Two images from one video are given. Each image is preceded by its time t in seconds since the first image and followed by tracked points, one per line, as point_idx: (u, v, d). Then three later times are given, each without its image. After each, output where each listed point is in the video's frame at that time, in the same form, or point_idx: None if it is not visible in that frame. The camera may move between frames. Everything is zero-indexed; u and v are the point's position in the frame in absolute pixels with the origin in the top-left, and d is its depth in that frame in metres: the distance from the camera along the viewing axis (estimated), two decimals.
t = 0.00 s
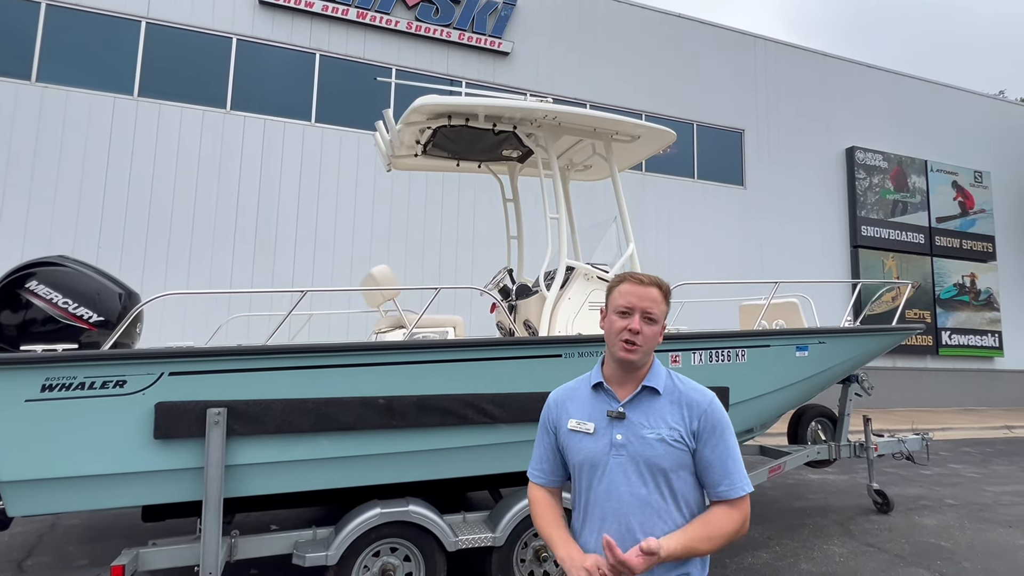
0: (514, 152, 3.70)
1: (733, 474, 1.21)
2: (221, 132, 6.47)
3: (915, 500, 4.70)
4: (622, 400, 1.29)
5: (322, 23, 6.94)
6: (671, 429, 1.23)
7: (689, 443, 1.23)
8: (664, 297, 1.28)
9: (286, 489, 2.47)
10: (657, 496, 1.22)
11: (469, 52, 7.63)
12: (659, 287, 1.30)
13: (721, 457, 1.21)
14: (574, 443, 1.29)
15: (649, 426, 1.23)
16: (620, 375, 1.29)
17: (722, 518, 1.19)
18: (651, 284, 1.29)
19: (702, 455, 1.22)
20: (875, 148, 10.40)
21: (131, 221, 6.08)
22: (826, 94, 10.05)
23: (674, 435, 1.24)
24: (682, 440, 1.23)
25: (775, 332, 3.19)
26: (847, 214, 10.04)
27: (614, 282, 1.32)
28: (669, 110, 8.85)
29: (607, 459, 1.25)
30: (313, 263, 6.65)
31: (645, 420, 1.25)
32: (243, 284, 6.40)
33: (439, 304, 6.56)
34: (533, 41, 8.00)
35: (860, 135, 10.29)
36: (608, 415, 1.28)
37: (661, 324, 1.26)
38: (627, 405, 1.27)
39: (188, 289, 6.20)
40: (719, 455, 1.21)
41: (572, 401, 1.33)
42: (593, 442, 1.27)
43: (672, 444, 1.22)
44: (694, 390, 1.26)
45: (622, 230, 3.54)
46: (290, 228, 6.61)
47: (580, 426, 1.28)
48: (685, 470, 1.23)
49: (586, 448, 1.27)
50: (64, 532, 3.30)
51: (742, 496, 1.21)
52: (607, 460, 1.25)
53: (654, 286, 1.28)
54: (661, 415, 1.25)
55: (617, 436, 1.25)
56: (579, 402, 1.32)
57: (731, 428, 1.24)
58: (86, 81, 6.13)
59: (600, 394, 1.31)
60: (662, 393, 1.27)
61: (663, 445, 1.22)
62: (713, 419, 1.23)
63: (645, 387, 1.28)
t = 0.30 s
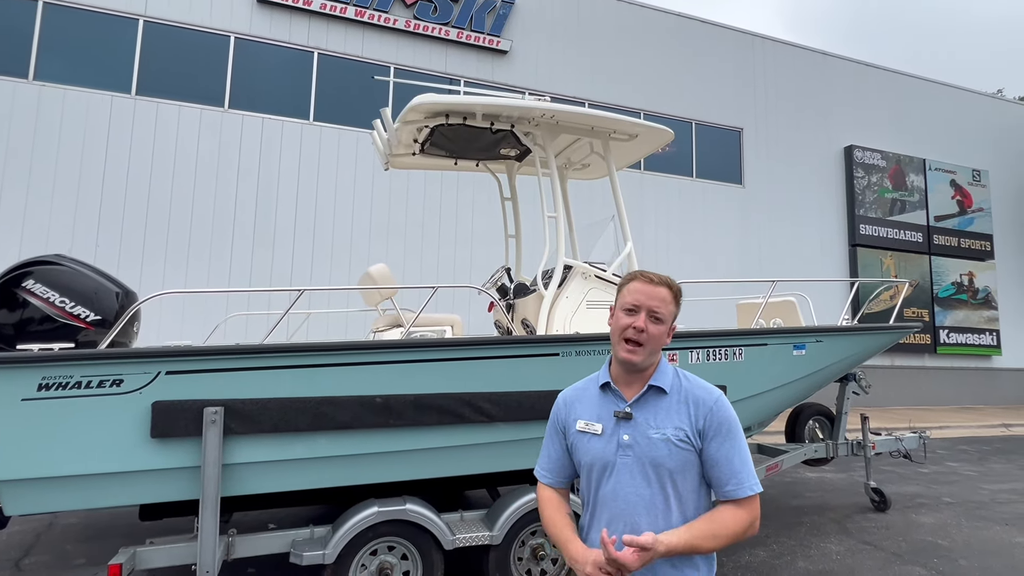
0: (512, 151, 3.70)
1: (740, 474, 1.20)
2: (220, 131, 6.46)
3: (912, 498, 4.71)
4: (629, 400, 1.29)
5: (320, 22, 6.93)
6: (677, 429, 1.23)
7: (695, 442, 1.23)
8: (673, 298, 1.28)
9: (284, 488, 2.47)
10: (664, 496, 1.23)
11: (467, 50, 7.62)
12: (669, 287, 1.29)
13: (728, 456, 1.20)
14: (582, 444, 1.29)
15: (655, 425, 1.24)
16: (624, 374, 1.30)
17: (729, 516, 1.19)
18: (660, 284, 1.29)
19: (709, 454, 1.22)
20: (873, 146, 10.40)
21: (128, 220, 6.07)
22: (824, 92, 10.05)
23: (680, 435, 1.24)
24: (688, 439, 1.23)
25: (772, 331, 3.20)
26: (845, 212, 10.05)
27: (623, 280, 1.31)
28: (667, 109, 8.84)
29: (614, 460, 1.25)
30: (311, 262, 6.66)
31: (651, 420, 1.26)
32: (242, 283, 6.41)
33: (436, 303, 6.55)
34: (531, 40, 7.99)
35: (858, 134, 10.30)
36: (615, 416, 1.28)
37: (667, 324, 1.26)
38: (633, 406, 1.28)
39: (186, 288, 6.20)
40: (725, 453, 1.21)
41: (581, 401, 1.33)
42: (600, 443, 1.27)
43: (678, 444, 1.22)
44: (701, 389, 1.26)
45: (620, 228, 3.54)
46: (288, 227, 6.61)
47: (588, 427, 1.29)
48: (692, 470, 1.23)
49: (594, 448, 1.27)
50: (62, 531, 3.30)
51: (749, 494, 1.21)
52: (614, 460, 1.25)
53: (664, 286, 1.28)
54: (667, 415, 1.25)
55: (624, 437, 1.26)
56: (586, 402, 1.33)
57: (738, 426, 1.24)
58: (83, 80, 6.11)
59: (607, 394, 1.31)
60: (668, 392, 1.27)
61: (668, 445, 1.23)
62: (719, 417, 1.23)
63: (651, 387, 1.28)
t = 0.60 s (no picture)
0: (511, 149, 3.70)
1: (747, 478, 1.19)
2: (219, 130, 6.45)
3: (910, 496, 4.72)
4: (636, 400, 1.30)
5: (319, 20, 6.92)
6: (684, 430, 1.23)
7: (702, 444, 1.22)
8: (678, 296, 1.27)
9: (283, 486, 2.47)
10: (669, 497, 1.23)
11: (466, 49, 7.61)
12: (674, 285, 1.28)
13: (734, 460, 1.19)
14: (588, 442, 1.30)
15: (662, 427, 1.24)
16: (632, 374, 1.30)
17: (737, 521, 1.19)
18: (666, 282, 1.28)
19: (716, 456, 1.21)
20: (872, 145, 10.40)
21: (128, 219, 6.06)
22: (822, 90, 10.04)
23: (688, 438, 1.23)
24: (695, 442, 1.22)
25: (772, 329, 3.20)
26: (845, 211, 10.05)
27: (628, 281, 1.31)
28: (666, 107, 8.84)
29: (619, 459, 1.26)
30: (311, 260, 6.66)
31: (659, 420, 1.26)
32: (241, 282, 6.41)
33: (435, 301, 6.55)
34: (531, 38, 7.98)
35: (857, 133, 10.30)
36: (622, 415, 1.29)
37: (675, 323, 1.26)
38: (641, 406, 1.28)
39: (185, 286, 6.20)
40: (731, 457, 1.20)
41: (588, 400, 1.34)
42: (607, 442, 1.28)
43: (685, 446, 1.22)
44: (711, 391, 1.26)
45: (619, 227, 3.54)
46: (287, 226, 6.61)
47: (594, 426, 1.30)
48: (698, 472, 1.23)
49: (600, 447, 1.29)
50: (60, 530, 3.30)
51: (756, 498, 1.20)
52: (620, 460, 1.26)
53: (670, 285, 1.27)
54: (675, 416, 1.25)
55: (630, 437, 1.26)
56: (593, 401, 1.34)
57: (747, 430, 1.23)
58: (82, 78, 6.11)
59: (615, 393, 1.32)
60: (676, 393, 1.27)
61: (674, 447, 1.23)
62: (728, 420, 1.22)
63: (659, 387, 1.28)
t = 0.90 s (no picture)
0: (510, 148, 3.70)
1: (751, 479, 1.18)
2: (218, 128, 6.44)
3: (908, 494, 4.73)
4: (641, 398, 1.30)
5: (319, 18, 6.91)
6: (688, 429, 1.23)
7: (706, 444, 1.22)
8: (684, 300, 1.23)
9: (283, 485, 2.47)
10: (672, 495, 1.23)
11: (466, 47, 7.60)
12: (679, 287, 1.25)
13: (738, 460, 1.18)
14: (592, 439, 1.31)
15: (666, 425, 1.24)
16: (638, 377, 1.30)
17: (746, 518, 1.16)
18: (671, 286, 1.24)
19: (720, 456, 1.21)
20: (872, 144, 10.40)
21: (127, 217, 6.06)
22: (821, 89, 10.03)
23: (691, 437, 1.23)
24: (699, 441, 1.22)
25: (772, 328, 3.20)
26: (845, 210, 10.05)
27: (632, 286, 1.27)
28: (665, 106, 8.82)
29: (623, 456, 1.27)
30: (311, 258, 6.66)
31: (663, 419, 1.26)
32: (241, 281, 6.41)
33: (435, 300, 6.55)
34: (530, 37, 7.97)
35: (857, 132, 10.29)
36: (626, 413, 1.29)
37: (682, 329, 1.24)
38: (646, 404, 1.28)
39: (185, 285, 6.20)
40: (735, 457, 1.19)
41: (593, 398, 1.35)
42: (611, 439, 1.29)
43: (689, 445, 1.22)
44: (716, 390, 1.25)
45: (619, 226, 3.53)
46: (286, 225, 6.60)
47: (598, 422, 1.31)
48: (702, 470, 1.23)
49: (603, 443, 1.29)
50: (60, 529, 3.30)
51: (762, 499, 1.18)
52: (623, 457, 1.27)
53: (674, 290, 1.23)
54: (679, 415, 1.25)
55: (634, 434, 1.27)
56: (598, 398, 1.34)
57: (752, 430, 1.22)
58: (81, 77, 6.10)
59: (620, 390, 1.32)
60: (682, 392, 1.27)
61: (678, 445, 1.23)
62: (733, 419, 1.21)
63: (665, 387, 1.28)
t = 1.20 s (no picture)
0: (510, 147, 3.70)
1: (750, 475, 1.17)
2: (217, 127, 6.44)
3: (908, 493, 4.73)
4: (641, 395, 1.30)
5: (318, 17, 6.91)
6: (688, 426, 1.23)
7: (706, 440, 1.22)
8: (683, 300, 1.23)
9: (282, 483, 2.48)
10: (670, 491, 1.23)
11: (466, 46, 7.59)
12: (679, 287, 1.25)
13: (737, 457, 1.19)
14: (592, 435, 1.31)
15: (666, 421, 1.24)
16: (637, 374, 1.30)
17: (744, 515, 1.16)
18: (670, 286, 1.23)
19: (719, 452, 1.21)
20: (871, 142, 10.39)
21: (127, 216, 6.06)
22: (821, 88, 10.03)
23: (691, 433, 1.23)
24: (699, 437, 1.22)
25: (771, 327, 3.20)
26: (844, 209, 10.06)
27: (632, 285, 1.27)
28: (665, 104, 8.82)
29: (622, 452, 1.28)
30: (311, 257, 6.66)
31: (664, 415, 1.26)
32: (240, 279, 6.41)
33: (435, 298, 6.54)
34: (530, 35, 7.96)
35: (857, 131, 10.29)
36: (626, 409, 1.29)
37: (681, 329, 1.24)
38: (646, 401, 1.28)
39: (184, 284, 6.20)
40: (734, 454, 1.19)
41: (593, 394, 1.35)
42: (610, 435, 1.29)
43: (688, 442, 1.22)
44: (717, 387, 1.25)
45: (618, 224, 3.53)
46: (286, 223, 6.60)
47: (599, 418, 1.31)
48: (701, 467, 1.23)
49: (603, 439, 1.29)
50: (60, 527, 3.30)
51: (760, 497, 1.18)
52: (623, 454, 1.27)
53: (674, 289, 1.23)
54: (679, 411, 1.25)
55: (634, 431, 1.27)
56: (598, 394, 1.35)
57: (752, 427, 1.22)
58: (80, 75, 6.09)
59: (619, 387, 1.32)
60: (682, 389, 1.27)
61: (678, 442, 1.23)
62: (733, 416, 1.22)
63: (665, 383, 1.28)
